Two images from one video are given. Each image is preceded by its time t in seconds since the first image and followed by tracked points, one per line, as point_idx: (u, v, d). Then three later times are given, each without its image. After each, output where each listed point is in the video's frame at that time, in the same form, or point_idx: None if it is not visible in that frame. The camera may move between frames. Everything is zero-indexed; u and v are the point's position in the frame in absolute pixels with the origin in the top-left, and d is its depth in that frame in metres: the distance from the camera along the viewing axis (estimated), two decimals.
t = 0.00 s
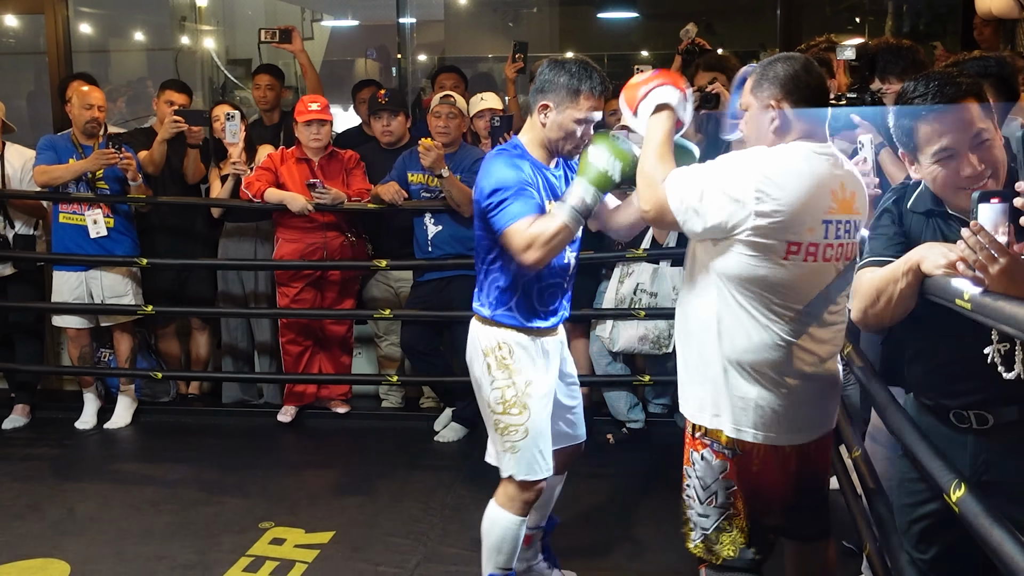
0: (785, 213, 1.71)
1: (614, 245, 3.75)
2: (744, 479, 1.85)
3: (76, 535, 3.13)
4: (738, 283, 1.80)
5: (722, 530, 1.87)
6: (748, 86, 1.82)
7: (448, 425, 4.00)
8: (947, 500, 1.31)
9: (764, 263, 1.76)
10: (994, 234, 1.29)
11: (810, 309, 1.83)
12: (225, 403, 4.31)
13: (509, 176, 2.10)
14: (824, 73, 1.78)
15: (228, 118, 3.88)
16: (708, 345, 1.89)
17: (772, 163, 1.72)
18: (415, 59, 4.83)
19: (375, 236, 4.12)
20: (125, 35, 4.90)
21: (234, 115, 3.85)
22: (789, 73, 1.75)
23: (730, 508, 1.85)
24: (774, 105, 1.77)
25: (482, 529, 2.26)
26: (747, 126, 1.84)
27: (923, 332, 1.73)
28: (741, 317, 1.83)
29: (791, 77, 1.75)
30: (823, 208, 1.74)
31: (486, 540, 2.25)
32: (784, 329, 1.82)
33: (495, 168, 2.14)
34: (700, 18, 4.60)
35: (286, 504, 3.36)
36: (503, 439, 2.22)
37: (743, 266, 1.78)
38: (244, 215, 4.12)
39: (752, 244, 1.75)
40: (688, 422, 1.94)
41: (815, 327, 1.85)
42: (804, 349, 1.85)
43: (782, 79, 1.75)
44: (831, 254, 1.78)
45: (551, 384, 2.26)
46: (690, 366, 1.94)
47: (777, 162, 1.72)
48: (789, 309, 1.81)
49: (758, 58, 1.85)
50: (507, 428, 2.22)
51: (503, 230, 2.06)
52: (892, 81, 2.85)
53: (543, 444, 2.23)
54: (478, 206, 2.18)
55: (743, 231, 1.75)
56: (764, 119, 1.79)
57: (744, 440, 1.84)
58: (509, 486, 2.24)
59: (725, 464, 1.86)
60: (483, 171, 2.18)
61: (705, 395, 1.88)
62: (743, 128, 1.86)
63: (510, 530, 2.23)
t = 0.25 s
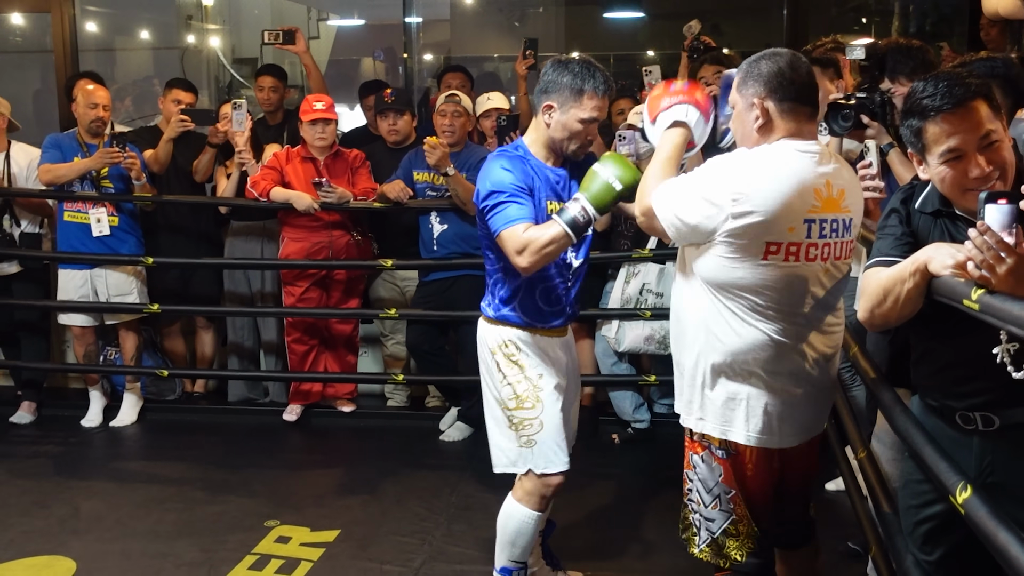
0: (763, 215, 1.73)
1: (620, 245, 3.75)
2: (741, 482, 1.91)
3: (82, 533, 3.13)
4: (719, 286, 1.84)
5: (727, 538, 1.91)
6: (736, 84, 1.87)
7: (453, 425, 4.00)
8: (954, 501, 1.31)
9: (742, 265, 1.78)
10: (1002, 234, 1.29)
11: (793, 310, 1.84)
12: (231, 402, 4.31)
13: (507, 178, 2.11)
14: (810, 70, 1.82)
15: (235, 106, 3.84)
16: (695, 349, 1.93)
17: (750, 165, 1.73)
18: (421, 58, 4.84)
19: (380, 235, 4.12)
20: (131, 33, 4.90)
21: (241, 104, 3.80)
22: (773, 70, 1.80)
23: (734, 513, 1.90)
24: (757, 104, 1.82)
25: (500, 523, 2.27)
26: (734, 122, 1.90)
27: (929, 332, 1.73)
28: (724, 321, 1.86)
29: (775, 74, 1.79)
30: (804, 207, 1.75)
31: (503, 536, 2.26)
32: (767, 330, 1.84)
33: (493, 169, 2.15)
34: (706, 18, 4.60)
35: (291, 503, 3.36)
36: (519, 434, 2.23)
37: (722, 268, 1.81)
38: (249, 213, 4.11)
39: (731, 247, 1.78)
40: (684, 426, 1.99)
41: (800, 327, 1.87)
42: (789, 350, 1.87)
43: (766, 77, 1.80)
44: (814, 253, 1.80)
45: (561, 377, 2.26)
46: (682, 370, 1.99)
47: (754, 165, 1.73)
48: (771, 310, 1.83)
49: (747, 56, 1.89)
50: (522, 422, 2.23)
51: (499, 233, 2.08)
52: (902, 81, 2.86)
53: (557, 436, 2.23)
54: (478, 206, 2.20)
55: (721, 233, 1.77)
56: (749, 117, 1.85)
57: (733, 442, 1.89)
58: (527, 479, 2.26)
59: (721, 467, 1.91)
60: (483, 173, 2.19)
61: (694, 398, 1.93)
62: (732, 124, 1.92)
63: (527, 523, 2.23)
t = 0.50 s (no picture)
0: (769, 214, 1.72)
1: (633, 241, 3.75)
2: (746, 488, 1.91)
3: (95, 524, 3.15)
4: (724, 288, 1.84)
5: (737, 542, 1.94)
6: (745, 83, 1.87)
7: (465, 420, 4.01)
8: (969, 502, 1.32)
9: (747, 265, 1.78)
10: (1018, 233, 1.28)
11: (801, 313, 1.83)
12: (244, 395, 4.33)
13: (534, 156, 2.10)
14: (821, 68, 1.81)
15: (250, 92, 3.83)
16: (701, 352, 1.92)
17: (756, 164, 1.73)
18: (436, 53, 4.83)
19: (394, 230, 4.13)
20: (147, 27, 4.92)
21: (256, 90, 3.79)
22: (781, 69, 1.79)
23: (741, 519, 1.92)
24: (765, 102, 1.82)
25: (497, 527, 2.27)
26: (743, 121, 1.91)
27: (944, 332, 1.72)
28: (729, 323, 1.85)
29: (782, 73, 1.79)
30: (811, 208, 1.74)
31: (501, 539, 2.26)
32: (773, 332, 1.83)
33: (521, 149, 2.13)
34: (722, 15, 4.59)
35: (303, 496, 3.37)
36: (517, 438, 2.22)
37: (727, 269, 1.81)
38: (262, 207, 4.14)
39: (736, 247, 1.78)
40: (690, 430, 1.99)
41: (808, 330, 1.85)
42: (795, 353, 1.86)
43: (773, 76, 1.80)
44: (822, 254, 1.78)
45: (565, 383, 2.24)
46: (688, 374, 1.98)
47: (761, 163, 1.73)
48: (777, 312, 1.82)
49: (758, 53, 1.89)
50: (520, 427, 2.22)
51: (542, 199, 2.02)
52: (923, 78, 2.84)
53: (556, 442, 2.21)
54: (503, 187, 2.16)
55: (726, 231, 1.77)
56: (757, 116, 1.85)
57: (738, 445, 1.88)
58: (523, 484, 2.24)
59: (723, 473, 1.92)
60: (507, 155, 2.17)
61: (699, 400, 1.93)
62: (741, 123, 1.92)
63: (523, 527, 2.22)
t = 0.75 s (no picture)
0: (777, 211, 1.72)
1: (645, 234, 3.75)
2: (762, 483, 1.90)
3: (108, 513, 3.16)
4: (735, 286, 1.83)
5: (752, 541, 1.92)
6: (748, 79, 1.86)
7: (476, 412, 4.01)
8: (980, 496, 1.30)
9: (758, 262, 1.78)
10: None
11: (812, 310, 1.82)
12: (256, 386, 4.34)
13: (522, 163, 2.10)
14: (825, 63, 1.79)
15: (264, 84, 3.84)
16: (712, 351, 1.92)
17: (762, 161, 1.73)
18: (448, 45, 4.86)
19: (405, 222, 4.13)
20: (160, 18, 4.93)
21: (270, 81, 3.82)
22: (784, 65, 1.78)
23: (756, 516, 1.90)
24: (768, 99, 1.81)
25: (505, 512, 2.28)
26: (747, 119, 1.90)
27: (956, 326, 1.71)
28: (740, 321, 1.85)
29: (785, 69, 1.78)
30: (820, 203, 1.74)
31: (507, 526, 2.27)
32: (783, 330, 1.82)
33: (510, 154, 2.14)
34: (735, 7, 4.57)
35: (314, 487, 3.38)
36: (525, 423, 2.23)
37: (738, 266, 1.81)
38: (274, 199, 4.14)
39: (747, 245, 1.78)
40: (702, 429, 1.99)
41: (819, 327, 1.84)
42: (806, 350, 1.85)
43: (775, 72, 1.79)
44: (832, 250, 1.77)
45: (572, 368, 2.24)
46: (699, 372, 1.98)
47: (767, 160, 1.73)
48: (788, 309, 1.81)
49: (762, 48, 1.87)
50: (528, 412, 2.23)
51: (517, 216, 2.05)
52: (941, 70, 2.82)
53: (563, 427, 2.21)
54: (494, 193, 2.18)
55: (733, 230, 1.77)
56: (760, 113, 1.84)
57: (751, 444, 1.88)
58: (531, 469, 2.25)
59: (741, 470, 1.91)
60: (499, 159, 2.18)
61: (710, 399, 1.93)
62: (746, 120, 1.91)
63: (530, 513, 2.23)
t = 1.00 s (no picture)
0: (777, 199, 1.72)
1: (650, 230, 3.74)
2: (767, 478, 1.88)
3: (114, 508, 3.17)
4: (737, 277, 1.82)
5: (760, 534, 1.91)
6: (747, 71, 1.86)
7: (481, 408, 4.01)
8: (985, 491, 1.30)
9: (759, 252, 1.77)
10: None
11: (813, 300, 1.82)
12: (261, 381, 4.35)
13: (521, 155, 2.11)
14: (824, 54, 1.79)
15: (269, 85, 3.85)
16: (714, 343, 1.91)
17: (761, 150, 1.73)
18: (453, 40, 4.84)
19: (410, 218, 4.13)
20: (165, 14, 4.93)
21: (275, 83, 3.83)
22: (783, 56, 1.77)
23: (763, 509, 1.89)
24: (768, 90, 1.80)
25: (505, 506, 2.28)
26: (746, 111, 1.89)
27: (961, 321, 1.70)
28: (741, 312, 1.84)
29: (785, 59, 1.77)
30: (819, 192, 1.73)
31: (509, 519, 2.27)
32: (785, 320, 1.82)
33: (510, 146, 2.15)
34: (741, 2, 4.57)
35: (319, 483, 3.38)
36: (519, 416, 2.23)
37: (739, 258, 1.80)
38: (278, 195, 4.15)
39: (748, 236, 1.77)
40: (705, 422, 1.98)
41: (820, 317, 1.84)
42: (808, 340, 1.84)
43: (775, 63, 1.78)
44: (832, 239, 1.78)
45: (566, 361, 2.24)
46: (701, 365, 1.97)
47: (766, 149, 1.73)
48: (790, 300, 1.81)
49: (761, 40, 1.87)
50: (522, 405, 2.23)
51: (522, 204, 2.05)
52: (945, 64, 2.80)
53: (558, 420, 2.21)
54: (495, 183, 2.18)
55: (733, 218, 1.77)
56: (760, 104, 1.83)
57: (755, 437, 1.87)
58: (526, 462, 2.25)
59: (746, 465, 1.90)
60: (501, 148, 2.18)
61: (713, 392, 1.92)
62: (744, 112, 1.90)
63: (529, 506, 2.23)
